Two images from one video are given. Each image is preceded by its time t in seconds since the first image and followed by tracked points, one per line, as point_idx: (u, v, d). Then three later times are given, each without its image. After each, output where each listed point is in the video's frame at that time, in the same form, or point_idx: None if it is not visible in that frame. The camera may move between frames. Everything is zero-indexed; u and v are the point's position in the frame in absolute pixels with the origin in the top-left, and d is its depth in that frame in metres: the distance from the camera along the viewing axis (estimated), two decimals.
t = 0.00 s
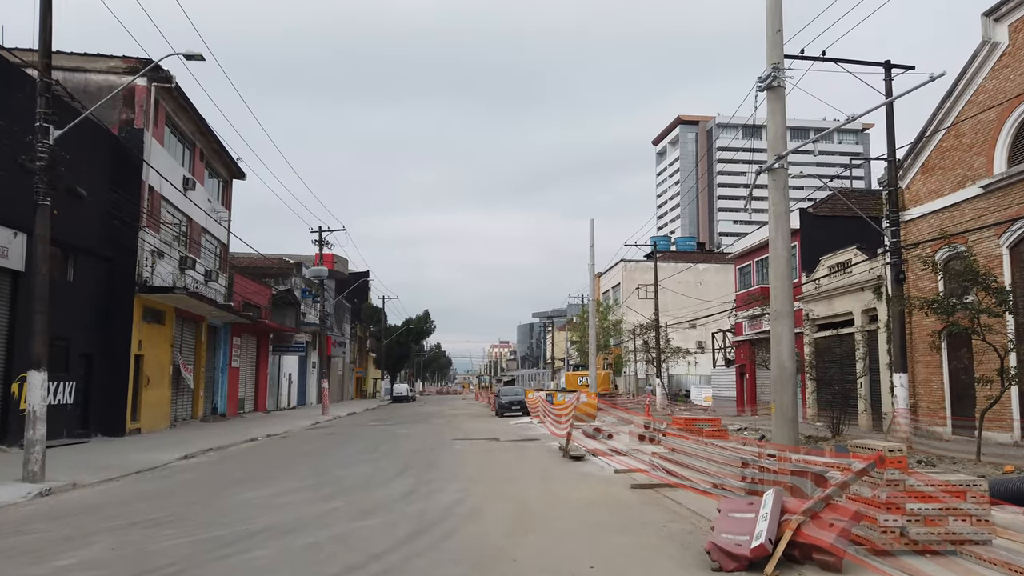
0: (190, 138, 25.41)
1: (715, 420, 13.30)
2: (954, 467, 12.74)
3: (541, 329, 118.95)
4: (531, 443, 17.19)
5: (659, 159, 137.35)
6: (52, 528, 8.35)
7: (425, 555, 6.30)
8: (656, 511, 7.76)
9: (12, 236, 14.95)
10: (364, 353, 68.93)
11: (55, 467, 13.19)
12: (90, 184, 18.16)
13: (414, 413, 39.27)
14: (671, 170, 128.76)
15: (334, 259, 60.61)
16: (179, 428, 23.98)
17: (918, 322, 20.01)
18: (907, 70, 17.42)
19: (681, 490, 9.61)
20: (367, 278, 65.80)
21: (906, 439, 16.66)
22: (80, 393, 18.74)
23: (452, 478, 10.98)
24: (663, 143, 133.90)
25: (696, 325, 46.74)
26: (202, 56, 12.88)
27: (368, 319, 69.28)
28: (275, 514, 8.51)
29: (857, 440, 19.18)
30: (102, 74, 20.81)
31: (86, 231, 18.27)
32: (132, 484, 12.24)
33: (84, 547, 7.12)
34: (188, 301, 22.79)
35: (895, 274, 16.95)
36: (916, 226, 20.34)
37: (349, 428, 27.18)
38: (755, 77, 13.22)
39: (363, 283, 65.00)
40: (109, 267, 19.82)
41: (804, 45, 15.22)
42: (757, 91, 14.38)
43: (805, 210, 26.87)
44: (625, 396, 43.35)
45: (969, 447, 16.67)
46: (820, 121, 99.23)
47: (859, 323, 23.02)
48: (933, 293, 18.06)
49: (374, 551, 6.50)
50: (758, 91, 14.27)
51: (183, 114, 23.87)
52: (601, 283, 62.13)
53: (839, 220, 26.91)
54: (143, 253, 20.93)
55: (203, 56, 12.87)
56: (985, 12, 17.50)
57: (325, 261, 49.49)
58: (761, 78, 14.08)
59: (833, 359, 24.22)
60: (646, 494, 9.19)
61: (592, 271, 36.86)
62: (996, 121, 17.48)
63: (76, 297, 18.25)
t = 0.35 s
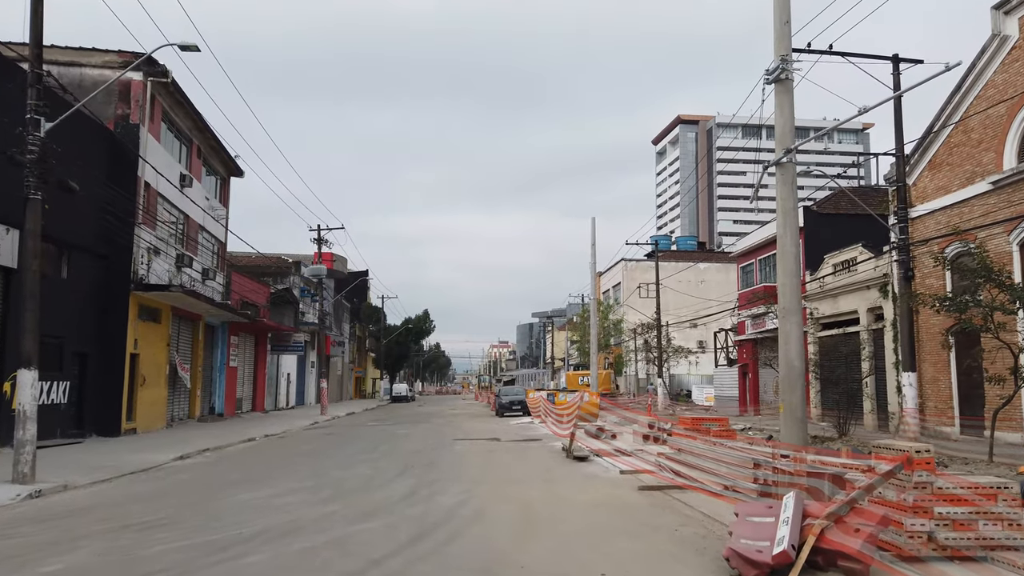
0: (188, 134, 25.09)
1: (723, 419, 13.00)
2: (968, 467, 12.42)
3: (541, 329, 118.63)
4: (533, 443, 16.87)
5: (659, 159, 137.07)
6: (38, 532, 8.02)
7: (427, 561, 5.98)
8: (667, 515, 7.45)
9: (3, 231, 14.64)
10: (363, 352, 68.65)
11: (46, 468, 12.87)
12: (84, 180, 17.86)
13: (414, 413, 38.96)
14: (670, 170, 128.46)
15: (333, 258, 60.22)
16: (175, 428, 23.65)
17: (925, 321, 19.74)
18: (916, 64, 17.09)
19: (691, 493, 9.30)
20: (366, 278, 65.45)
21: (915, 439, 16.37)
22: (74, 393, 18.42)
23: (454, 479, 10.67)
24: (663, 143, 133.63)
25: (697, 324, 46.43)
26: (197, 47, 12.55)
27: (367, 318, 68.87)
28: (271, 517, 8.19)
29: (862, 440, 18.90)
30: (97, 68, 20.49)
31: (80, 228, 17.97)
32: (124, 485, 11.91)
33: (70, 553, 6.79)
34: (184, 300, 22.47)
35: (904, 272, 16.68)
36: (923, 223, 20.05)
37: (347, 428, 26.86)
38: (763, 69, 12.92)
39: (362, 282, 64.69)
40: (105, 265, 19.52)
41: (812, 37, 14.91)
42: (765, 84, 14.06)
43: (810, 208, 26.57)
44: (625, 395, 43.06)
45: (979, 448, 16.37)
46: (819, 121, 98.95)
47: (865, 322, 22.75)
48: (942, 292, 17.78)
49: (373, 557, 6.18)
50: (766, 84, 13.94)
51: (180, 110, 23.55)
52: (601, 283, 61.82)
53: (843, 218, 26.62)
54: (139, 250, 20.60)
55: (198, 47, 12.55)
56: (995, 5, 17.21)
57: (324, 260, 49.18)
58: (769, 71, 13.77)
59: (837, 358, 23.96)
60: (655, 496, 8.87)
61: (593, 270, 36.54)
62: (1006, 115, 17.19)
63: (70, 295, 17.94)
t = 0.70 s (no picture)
0: (185, 132, 24.80)
1: (731, 421, 12.75)
2: (982, 470, 12.13)
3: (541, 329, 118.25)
4: (536, 446, 16.57)
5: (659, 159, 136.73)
6: (24, 540, 7.72)
7: (428, 573, 5.68)
8: (679, 523, 7.16)
9: None
10: (363, 352, 68.30)
11: (37, 472, 12.56)
12: (77, 176, 17.55)
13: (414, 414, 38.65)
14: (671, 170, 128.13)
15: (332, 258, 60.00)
16: (172, 430, 23.34)
17: (933, 320, 19.45)
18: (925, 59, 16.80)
19: (700, 498, 9.00)
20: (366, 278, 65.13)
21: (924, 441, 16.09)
22: (69, 394, 18.12)
23: (455, 483, 10.36)
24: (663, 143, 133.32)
25: (698, 324, 46.12)
26: (192, 40, 12.27)
27: (367, 318, 68.63)
28: (266, 525, 7.90)
29: (870, 441, 18.60)
30: (92, 65, 20.19)
31: (73, 225, 17.67)
32: (117, 490, 11.62)
33: (55, 563, 6.49)
34: (181, 300, 22.14)
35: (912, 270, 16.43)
36: (931, 221, 19.75)
37: (347, 430, 26.56)
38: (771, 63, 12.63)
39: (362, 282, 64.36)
40: (100, 264, 19.22)
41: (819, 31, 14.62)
42: (772, 79, 13.76)
43: (814, 207, 26.28)
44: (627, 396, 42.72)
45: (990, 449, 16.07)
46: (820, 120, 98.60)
47: (870, 322, 22.50)
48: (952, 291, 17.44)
49: (371, 568, 5.89)
50: (774, 79, 13.63)
51: (177, 108, 23.26)
52: (602, 283, 61.48)
53: (848, 217, 26.31)
54: (135, 249, 20.27)
55: (193, 40, 12.26)
56: None
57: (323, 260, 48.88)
58: (776, 65, 13.47)
59: (843, 357, 23.64)
60: (664, 502, 8.56)
61: (594, 270, 36.24)
62: (1016, 111, 16.89)
63: (65, 295, 17.66)
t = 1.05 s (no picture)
0: (184, 129, 24.51)
1: (742, 421, 12.54)
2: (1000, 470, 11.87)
3: (542, 329, 118.01)
4: (540, 446, 16.30)
5: (660, 158, 136.40)
6: (15, 544, 7.43)
7: None
8: (696, 528, 6.88)
9: None
10: (363, 352, 68.12)
11: (31, 473, 12.28)
12: (71, 172, 17.25)
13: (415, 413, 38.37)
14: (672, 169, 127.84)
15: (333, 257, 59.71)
16: (171, 430, 23.08)
17: (943, 319, 19.19)
18: (936, 52, 16.51)
19: (716, 501, 8.72)
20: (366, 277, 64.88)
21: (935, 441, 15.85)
22: (66, 393, 17.86)
23: (460, 485, 10.08)
24: (664, 142, 133.05)
25: (701, 324, 45.84)
26: (190, 31, 11.98)
27: (367, 318, 68.34)
28: (267, 528, 7.62)
29: (880, 441, 18.30)
30: (90, 59, 19.91)
31: (69, 222, 17.40)
32: (113, 491, 11.33)
33: (45, 568, 6.21)
34: (179, 298, 21.83)
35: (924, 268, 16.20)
36: (940, 218, 19.46)
37: (348, 430, 26.29)
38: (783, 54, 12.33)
39: (362, 281, 64.12)
40: (97, 260, 18.96)
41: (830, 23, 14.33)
42: (783, 71, 13.47)
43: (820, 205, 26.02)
44: (630, 395, 42.46)
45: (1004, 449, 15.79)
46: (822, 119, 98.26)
47: (878, 321, 22.30)
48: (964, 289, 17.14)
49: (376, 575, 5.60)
50: (785, 71, 13.33)
51: (176, 104, 22.97)
52: (604, 282, 61.17)
53: (855, 214, 26.02)
54: (133, 247, 19.98)
55: (191, 31, 11.98)
56: None
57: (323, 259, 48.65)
58: (787, 57, 13.17)
59: (851, 357, 23.35)
60: (678, 505, 8.28)
61: (597, 268, 35.96)
62: None
63: (61, 292, 17.38)
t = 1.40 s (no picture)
0: (182, 126, 24.21)
1: (752, 424, 12.25)
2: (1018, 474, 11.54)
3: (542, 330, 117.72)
4: (544, 448, 15.99)
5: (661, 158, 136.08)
6: None
7: None
8: (713, 538, 6.56)
9: None
10: (363, 352, 67.87)
11: (23, 476, 11.95)
12: (67, 169, 16.95)
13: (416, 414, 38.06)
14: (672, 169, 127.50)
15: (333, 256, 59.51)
16: (169, 431, 22.76)
17: (953, 319, 18.88)
18: (948, 47, 16.18)
19: (730, 507, 8.41)
20: (366, 277, 64.60)
21: (947, 444, 15.56)
22: (61, 394, 17.55)
23: (463, 490, 9.76)
24: (665, 142, 132.70)
25: (703, 324, 45.60)
26: (185, 22, 11.66)
27: (367, 317, 68.00)
28: (264, 537, 7.29)
29: (889, 444, 17.99)
30: (86, 54, 19.59)
31: (65, 220, 17.12)
32: (106, 495, 11.01)
33: None
34: (177, 297, 21.53)
35: (936, 268, 15.92)
36: (950, 216, 19.15)
37: (348, 431, 25.99)
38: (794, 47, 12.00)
39: (362, 281, 63.84)
40: (93, 258, 18.70)
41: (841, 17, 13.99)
42: (793, 66, 13.13)
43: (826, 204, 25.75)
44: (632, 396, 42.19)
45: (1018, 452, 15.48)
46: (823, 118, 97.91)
47: (885, 321, 22.04)
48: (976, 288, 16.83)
49: None
50: (795, 65, 12.99)
51: (173, 101, 22.65)
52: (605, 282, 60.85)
53: (861, 213, 25.72)
54: (130, 245, 19.62)
55: (186, 22, 11.66)
56: None
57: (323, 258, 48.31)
58: (798, 51, 12.84)
59: (860, 357, 23.03)
60: (692, 514, 7.97)
61: (599, 268, 35.64)
62: None
63: (56, 291, 17.08)
